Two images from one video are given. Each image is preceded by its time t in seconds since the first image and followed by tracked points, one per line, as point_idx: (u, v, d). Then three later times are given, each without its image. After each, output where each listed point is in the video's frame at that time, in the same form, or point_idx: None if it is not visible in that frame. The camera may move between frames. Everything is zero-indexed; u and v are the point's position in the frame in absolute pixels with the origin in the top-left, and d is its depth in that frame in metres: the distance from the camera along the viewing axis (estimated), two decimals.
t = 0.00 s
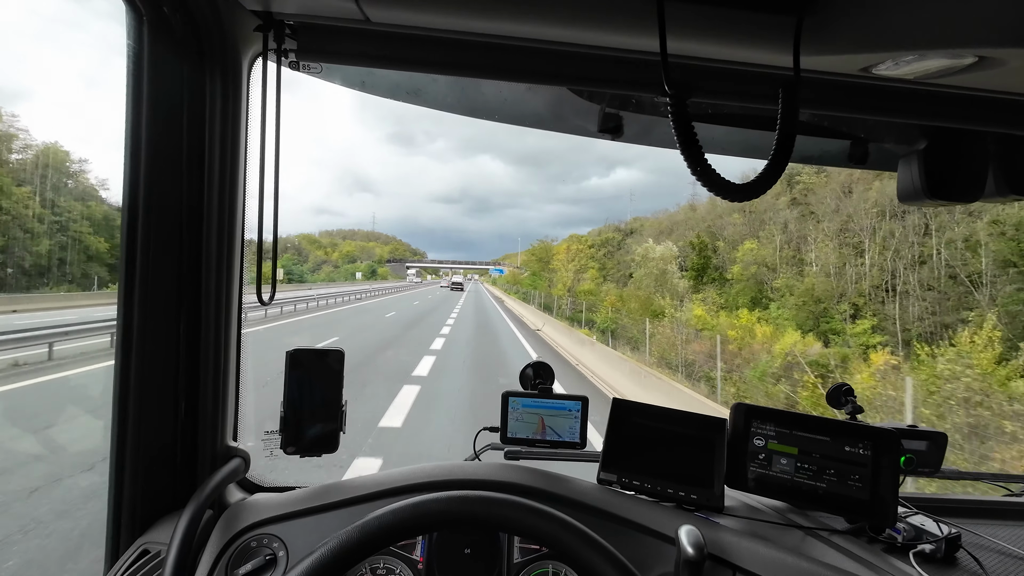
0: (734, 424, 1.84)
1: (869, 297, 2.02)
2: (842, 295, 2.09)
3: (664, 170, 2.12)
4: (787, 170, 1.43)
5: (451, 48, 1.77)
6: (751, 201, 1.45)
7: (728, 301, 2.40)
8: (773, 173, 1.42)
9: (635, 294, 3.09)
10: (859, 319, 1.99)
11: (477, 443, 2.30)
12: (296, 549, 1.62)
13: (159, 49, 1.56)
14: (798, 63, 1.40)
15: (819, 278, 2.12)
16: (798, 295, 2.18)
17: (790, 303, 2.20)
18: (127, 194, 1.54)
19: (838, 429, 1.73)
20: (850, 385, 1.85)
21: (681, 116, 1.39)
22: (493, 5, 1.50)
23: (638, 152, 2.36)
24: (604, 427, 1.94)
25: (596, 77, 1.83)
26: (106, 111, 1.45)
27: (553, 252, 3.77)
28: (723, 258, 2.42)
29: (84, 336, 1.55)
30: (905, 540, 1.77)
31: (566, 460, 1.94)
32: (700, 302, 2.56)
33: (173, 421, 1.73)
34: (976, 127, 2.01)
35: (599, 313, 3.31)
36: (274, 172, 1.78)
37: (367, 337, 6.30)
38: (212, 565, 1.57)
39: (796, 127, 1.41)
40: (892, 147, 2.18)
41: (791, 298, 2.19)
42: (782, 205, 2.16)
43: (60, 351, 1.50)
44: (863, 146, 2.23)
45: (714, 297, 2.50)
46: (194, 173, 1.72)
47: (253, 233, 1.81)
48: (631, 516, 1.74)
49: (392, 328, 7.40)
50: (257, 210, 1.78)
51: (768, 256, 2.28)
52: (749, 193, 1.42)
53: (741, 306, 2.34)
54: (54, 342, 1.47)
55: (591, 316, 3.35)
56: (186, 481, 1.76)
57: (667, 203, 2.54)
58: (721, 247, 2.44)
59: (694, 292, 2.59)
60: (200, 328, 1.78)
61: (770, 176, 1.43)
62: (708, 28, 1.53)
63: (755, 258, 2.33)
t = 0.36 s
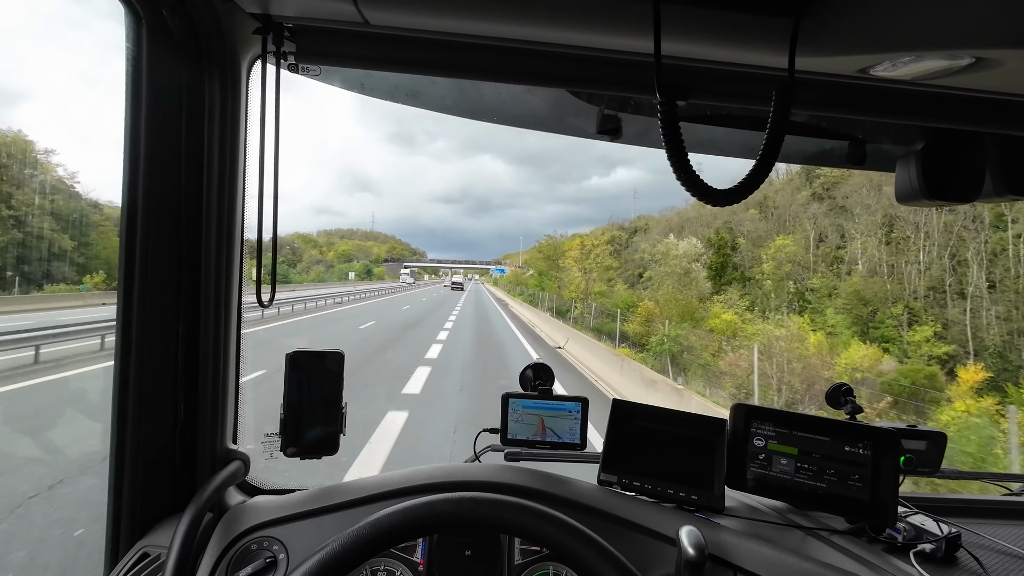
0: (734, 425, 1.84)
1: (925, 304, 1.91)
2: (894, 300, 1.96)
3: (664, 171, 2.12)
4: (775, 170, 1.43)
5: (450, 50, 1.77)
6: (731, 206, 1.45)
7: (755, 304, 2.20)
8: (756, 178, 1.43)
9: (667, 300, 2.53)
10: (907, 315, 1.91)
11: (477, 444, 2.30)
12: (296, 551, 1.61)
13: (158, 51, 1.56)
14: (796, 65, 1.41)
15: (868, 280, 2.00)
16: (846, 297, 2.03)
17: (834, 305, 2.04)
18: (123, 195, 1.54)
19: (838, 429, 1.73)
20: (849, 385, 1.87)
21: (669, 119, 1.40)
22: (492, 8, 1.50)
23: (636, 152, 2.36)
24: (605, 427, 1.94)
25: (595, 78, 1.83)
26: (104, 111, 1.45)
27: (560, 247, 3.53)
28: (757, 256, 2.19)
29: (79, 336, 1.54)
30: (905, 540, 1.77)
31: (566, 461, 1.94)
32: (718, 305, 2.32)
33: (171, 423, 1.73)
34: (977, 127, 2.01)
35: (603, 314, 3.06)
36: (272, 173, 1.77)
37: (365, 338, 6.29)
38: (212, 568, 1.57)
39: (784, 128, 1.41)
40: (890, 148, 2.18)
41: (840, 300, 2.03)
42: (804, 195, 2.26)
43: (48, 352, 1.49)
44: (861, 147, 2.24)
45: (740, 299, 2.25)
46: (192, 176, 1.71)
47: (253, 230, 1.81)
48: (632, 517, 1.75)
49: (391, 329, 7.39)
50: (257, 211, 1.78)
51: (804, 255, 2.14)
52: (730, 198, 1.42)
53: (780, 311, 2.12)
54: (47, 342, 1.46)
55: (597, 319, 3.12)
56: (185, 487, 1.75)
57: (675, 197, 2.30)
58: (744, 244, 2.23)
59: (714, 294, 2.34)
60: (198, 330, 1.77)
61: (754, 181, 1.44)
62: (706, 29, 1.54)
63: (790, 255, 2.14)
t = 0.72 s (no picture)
0: (739, 424, 1.84)
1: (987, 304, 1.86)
2: (967, 301, 1.90)
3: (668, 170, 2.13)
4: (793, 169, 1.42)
5: (455, 50, 1.78)
6: (754, 203, 1.44)
7: (793, 303, 2.27)
8: (775, 177, 1.42)
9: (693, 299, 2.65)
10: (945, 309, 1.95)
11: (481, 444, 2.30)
12: (303, 552, 1.61)
13: (164, 52, 1.56)
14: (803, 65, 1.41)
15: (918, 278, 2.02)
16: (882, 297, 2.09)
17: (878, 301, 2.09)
18: (132, 195, 1.55)
19: (843, 428, 1.74)
20: (854, 385, 1.87)
21: (689, 117, 1.39)
22: (499, 8, 1.50)
23: (639, 151, 2.36)
24: (610, 427, 1.94)
25: (600, 78, 1.84)
26: (109, 111, 1.45)
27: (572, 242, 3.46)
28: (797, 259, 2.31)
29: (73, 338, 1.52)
30: (911, 539, 1.77)
31: (571, 460, 1.94)
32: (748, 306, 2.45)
33: (177, 423, 1.73)
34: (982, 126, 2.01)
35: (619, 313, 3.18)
36: (279, 175, 1.78)
37: (366, 339, 6.27)
38: (219, 568, 1.57)
39: (800, 129, 1.40)
40: (894, 148, 2.19)
41: (894, 301, 2.02)
42: (828, 189, 2.33)
43: (33, 357, 1.47)
44: (864, 147, 2.23)
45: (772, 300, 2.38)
46: (198, 176, 1.71)
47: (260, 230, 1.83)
48: (639, 517, 1.75)
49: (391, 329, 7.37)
50: (263, 210, 1.79)
51: (844, 254, 2.16)
52: (754, 194, 1.41)
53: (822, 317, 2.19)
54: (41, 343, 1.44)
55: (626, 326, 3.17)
56: (191, 487, 1.75)
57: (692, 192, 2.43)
58: (768, 240, 2.41)
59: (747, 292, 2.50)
60: (205, 331, 1.77)
61: (773, 179, 1.43)
62: (712, 29, 1.54)
63: (832, 252, 2.17)
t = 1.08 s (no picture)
0: (736, 425, 1.85)
1: None
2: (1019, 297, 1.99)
3: (666, 171, 2.14)
4: (780, 172, 1.43)
5: (454, 53, 1.78)
6: (748, 204, 1.46)
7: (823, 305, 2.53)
8: (761, 180, 1.43)
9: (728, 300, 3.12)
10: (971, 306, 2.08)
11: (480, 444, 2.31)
12: (300, 553, 1.61)
13: (164, 56, 1.57)
14: (799, 68, 1.42)
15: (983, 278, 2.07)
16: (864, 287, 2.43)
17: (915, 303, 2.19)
18: (131, 197, 1.56)
19: (840, 429, 1.74)
20: (850, 385, 1.88)
21: (678, 120, 1.40)
22: (496, 11, 1.51)
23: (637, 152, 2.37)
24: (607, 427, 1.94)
25: (598, 80, 1.85)
26: (109, 113, 1.47)
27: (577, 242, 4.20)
28: (829, 258, 2.71)
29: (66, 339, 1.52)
30: (907, 539, 1.78)
31: (568, 461, 1.95)
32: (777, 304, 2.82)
33: (175, 424, 1.73)
34: (978, 129, 2.01)
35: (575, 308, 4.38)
36: (279, 177, 1.79)
37: (365, 340, 6.28)
38: (217, 568, 1.57)
39: (790, 132, 1.42)
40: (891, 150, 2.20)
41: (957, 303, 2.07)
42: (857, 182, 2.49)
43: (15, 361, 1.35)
44: (861, 149, 2.27)
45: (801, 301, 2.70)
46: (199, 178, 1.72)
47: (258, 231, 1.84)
48: (635, 518, 1.75)
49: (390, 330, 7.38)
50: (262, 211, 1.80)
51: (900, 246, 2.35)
52: (735, 200, 1.42)
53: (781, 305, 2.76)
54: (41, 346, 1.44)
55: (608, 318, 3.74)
56: (191, 489, 1.75)
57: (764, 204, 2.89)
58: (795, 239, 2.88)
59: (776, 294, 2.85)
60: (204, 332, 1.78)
61: (760, 183, 1.44)
62: (708, 32, 1.55)
63: (885, 250, 2.37)
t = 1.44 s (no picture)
0: (732, 424, 1.84)
1: None
2: None
3: (662, 171, 2.13)
4: (782, 170, 1.42)
5: (448, 52, 1.78)
6: (744, 203, 1.45)
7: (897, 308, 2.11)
8: (764, 176, 1.42)
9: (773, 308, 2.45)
10: (1021, 335, 1.89)
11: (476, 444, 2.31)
12: (295, 553, 1.61)
13: (157, 55, 1.56)
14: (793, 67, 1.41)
15: None
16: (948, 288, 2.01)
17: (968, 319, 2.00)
18: (123, 198, 1.55)
19: (836, 429, 1.74)
20: (847, 385, 1.88)
21: (675, 116, 1.39)
22: (490, 11, 1.51)
23: (633, 152, 2.37)
24: (603, 427, 1.94)
25: (593, 79, 1.85)
26: (101, 113, 1.45)
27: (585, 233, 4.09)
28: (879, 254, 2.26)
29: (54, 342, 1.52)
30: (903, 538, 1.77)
31: (564, 461, 1.95)
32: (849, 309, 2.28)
33: (169, 425, 1.71)
34: (973, 127, 2.02)
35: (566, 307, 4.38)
36: (272, 174, 1.78)
37: (364, 340, 6.28)
38: (212, 569, 1.57)
39: (789, 130, 1.41)
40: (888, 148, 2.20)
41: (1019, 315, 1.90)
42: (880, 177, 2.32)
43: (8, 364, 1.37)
44: (858, 147, 2.27)
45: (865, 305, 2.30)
46: (192, 177, 1.71)
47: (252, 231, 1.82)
48: (631, 517, 1.75)
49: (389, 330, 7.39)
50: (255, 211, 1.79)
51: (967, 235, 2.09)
52: (739, 195, 1.42)
53: (904, 316, 2.06)
54: (30, 350, 1.44)
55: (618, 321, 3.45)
56: (186, 489, 1.75)
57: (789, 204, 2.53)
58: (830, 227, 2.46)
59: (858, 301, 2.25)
60: (198, 333, 1.77)
61: (761, 180, 1.42)
62: (703, 31, 1.55)
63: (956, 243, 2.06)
